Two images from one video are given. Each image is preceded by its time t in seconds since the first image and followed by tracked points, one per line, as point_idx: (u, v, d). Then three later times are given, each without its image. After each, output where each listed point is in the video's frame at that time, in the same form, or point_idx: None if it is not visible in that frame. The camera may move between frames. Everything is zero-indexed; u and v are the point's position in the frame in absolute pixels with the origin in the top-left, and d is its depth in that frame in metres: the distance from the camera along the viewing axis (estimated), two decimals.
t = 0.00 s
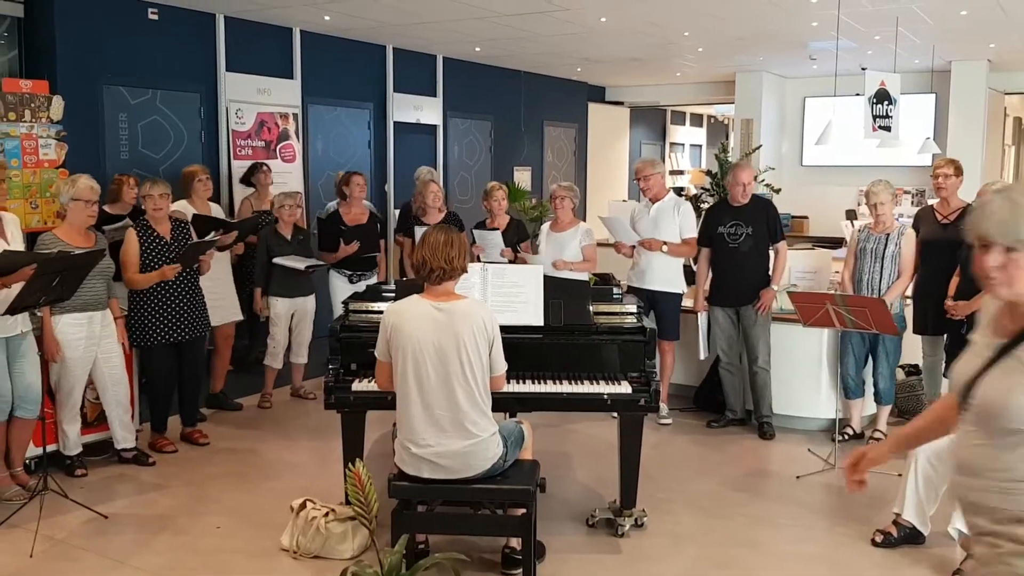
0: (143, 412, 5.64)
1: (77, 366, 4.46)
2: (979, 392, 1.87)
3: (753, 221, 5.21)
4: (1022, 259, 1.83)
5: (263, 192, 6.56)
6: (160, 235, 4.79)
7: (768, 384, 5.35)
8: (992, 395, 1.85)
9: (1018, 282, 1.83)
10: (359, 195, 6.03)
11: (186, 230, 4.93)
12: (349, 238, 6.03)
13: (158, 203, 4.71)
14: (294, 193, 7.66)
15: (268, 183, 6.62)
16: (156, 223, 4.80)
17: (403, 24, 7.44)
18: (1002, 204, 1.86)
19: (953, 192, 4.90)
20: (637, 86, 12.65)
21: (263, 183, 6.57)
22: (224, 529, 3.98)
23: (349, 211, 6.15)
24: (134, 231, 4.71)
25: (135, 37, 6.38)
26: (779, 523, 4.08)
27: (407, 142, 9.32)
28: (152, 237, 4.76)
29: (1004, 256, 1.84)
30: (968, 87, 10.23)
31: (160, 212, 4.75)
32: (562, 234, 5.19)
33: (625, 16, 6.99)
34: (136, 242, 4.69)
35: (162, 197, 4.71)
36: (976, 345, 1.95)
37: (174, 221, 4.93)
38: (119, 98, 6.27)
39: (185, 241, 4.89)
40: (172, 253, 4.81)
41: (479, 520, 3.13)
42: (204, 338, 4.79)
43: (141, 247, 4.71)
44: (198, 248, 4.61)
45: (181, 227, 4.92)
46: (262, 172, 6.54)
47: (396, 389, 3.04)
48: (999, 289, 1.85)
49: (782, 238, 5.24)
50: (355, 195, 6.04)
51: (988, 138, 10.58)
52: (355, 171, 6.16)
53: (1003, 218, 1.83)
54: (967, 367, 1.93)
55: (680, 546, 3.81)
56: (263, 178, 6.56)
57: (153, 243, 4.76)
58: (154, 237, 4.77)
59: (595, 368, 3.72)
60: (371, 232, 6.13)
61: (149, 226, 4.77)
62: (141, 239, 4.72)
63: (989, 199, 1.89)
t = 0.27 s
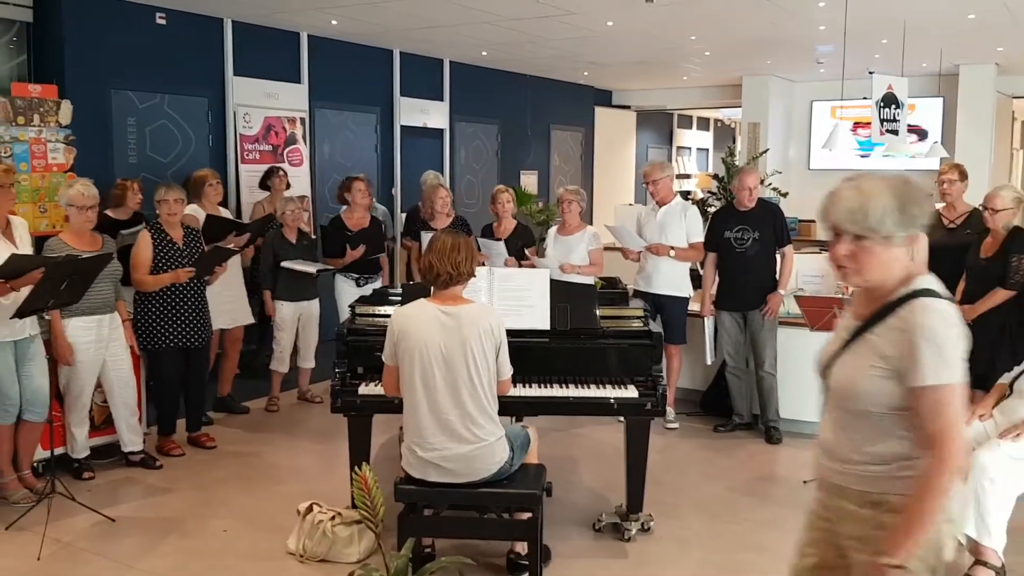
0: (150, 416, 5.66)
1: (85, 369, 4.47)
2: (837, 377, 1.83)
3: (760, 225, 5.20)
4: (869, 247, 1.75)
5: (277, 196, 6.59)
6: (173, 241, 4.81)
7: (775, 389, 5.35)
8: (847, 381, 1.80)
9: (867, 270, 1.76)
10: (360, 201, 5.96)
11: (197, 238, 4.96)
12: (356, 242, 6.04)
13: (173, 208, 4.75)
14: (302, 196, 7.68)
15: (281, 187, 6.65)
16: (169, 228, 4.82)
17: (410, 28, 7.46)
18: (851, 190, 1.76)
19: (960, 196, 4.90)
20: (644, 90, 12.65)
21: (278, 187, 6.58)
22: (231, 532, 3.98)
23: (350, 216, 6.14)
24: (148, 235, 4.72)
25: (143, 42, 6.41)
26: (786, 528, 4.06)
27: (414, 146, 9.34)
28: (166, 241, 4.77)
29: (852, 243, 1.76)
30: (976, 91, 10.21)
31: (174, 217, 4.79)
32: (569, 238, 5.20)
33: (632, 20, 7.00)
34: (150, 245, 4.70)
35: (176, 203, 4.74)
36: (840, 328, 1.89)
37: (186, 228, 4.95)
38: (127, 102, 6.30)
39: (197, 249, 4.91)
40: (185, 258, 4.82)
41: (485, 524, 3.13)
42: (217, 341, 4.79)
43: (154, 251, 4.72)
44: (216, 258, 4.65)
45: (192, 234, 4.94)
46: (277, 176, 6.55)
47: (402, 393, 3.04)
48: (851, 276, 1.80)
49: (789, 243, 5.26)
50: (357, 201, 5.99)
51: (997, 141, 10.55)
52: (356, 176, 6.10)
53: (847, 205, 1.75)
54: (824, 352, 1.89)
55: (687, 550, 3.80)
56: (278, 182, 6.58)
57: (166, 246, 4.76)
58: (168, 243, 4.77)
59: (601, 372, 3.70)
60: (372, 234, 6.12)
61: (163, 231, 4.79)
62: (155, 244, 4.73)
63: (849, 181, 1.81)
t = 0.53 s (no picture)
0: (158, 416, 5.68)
1: (93, 368, 4.49)
2: (694, 387, 2.07)
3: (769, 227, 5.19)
4: (709, 268, 1.99)
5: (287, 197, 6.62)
6: (182, 238, 4.82)
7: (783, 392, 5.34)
8: (702, 390, 2.04)
9: (711, 287, 2.00)
10: (366, 204, 6.01)
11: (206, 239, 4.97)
12: (365, 244, 6.03)
13: (182, 205, 4.76)
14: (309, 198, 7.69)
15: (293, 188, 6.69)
16: (178, 225, 4.84)
17: (418, 30, 7.48)
18: (688, 217, 2.01)
19: (969, 199, 4.88)
20: (651, 92, 12.64)
21: (289, 188, 6.63)
22: (238, 532, 3.99)
23: (355, 218, 6.13)
24: (158, 231, 4.72)
25: (153, 43, 6.43)
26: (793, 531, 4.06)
27: (422, 148, 9.35)
28: (175, 238, 4.78)
29: (693, 261, 2.01)
30: (985, 93, 10.18)
31: (182, 213, 4.80)
32: (576, 239, 5.20)
33: (640, 22, 7.00)
34: (158, 241, 4.70)
35: (185, 199, 4.76)
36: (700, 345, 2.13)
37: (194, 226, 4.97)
38: (137, 103, 6.33)
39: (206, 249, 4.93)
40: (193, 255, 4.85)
41: (492, 525, 3.13)
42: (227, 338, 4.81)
43: (164, 246, 4.73)
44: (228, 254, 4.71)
45: (199, 231, 4.95)
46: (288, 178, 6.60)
47: (409, 394, 3.03)
48: (699, 293, 2.03)
49: (798, 245, 5.24)
50: (365, 203, 6.01)
51: (1006, 144, 10.53)
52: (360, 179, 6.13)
53: (686, 230, 1.99)
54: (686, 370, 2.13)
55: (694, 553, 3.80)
56: (289, 183, 6.63)
57: (175, 243, 4.78)
58: (177, 239, 4.79)
59: (609, 373, 3.71)
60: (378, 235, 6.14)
61: (172, 228, 4.80)
62: (164, 240, 4.74)
63: (692, 206, 2.05)
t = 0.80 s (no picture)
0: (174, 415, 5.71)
1: (109, 368, 4.52)
2: (564, 369, 1.90)
3: (786, 228, 5.17)
4: (591, 240, 1.85)
5: (300, 198, 6.63)
6: (193, 243, 4.85)
7: (798, 394, 5.32)
8: (572, 371, 1.87)
9: (589, 261, 1.86)
10: (377, 204, 6.01)
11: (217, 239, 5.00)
12: (380, 247, 6.04)
13: (192, 210, 4.78)
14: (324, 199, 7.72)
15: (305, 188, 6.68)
16: (188, 231, 4.87)
17: (432, 31, 7.49)
18: (571, 190, 1.88)
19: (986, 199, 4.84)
20: (665, 92, 12.62)
21: (301, 189, 6.62)
22: (254, 532, 4.01)
23: (369, 218, 6.12)
24: (167, 237, 4.75)
25: (169, 45, 6.47)
26: (808, 533, 4.04)
27: (436, 149, 9.37)
28: (185, 243, 4.81)
29: (572, 236, 1.87)
30: (1002, 93, 10.10)
31: (193, 219, 4.82)
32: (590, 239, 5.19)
33: (655, 22, 6.99)
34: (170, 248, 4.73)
35: (195, 205, 4.78)
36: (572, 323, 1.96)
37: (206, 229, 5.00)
38: (152, 105, 6.36)
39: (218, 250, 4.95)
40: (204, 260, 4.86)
41: (506, 525, 3.13)
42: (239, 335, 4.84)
43: (174, 253, 4.76)
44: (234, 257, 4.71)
45: (211, 234, 4.98)
46: (300, 179, 6.60)
47: (424, 394, 3.04)
48: (575, 269, 1.88)
49: (816, 246, 5.20)
50: (376, 203, 6.00)
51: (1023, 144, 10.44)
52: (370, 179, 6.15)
53: (572, 201, 1.85)
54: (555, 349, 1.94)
55: (709, 555, 3.79)
56: (301, 184, 6.63)
57: (184, 248, 4.80)
58: (185, 244, 4.81)
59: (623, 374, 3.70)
60: (393, 237, 6.12)
61: (181, 233, 4.83)
62: (174, 246, 4.76)
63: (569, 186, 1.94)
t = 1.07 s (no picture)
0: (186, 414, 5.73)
1: (121, 367, 4.54)
2: (435, 382, 1.90)
3: (798, 227, 5.15)
4: (449, 255, 1.83)
5: (305, 197, 6.67)
6: (208, 239, 4.86)
7: (810, 394, 5.30)
8: (444, 385, 1.88)
9: (452, 276, 1.84)
10: (388, 203, 6.03)
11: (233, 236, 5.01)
12: (392, 248, 6.07)
13: (208, 207, 4.79)
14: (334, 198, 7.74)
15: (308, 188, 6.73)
16: (204, 227, 4.89)
17: (443, 30, 7.49)
18: (431, 203, 1.85)
19: (999, 198, 4.82)
20: (676, 91, 12.59)
21: (304, 188, 6.68)
22: (265, 530, 4.02)
23: (380, 218, 6.16)
24: (184, 234, 4.77)
25: (180, 45, 6.50)
26: (820, 534, 4.02)
27: (447, 148, 9.38)
28: (201, 239, 4.83)
29: (434, 250, 1.85)
30: (1016, 92, 10.04)
31: (209, 216, 4.84)
32: (600, 239, 5.19)
33: (666, 22, 6.98)
34: (185, 244, 4.75)
35: (211, 202, 4.79)
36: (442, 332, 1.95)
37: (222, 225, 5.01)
38: (164, 105, 6.39)
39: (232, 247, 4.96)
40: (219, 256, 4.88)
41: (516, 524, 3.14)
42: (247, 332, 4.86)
43: (189, 249, 4.77)
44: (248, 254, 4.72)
45: (228, 231, 4.99)
46: (304, 178, 6.66)
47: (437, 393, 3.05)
48: (439, 282, 1.86)
49: (829, 245, 5.18)
50: (387, 203, 6.03)
51: None
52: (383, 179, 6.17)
53: (429, 216, 1.83)
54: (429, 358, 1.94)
55: (719, 555, 3.78)
56: (304, 184, 6.68)
57: (200, 244, 4.82)
58: (201, 241, 4.82)
59: (635, 375, 3.71)
60: (403, 236, 6.16)
61: (198, 229, 4.85)
62: (189, 242, 4.78)
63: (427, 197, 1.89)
